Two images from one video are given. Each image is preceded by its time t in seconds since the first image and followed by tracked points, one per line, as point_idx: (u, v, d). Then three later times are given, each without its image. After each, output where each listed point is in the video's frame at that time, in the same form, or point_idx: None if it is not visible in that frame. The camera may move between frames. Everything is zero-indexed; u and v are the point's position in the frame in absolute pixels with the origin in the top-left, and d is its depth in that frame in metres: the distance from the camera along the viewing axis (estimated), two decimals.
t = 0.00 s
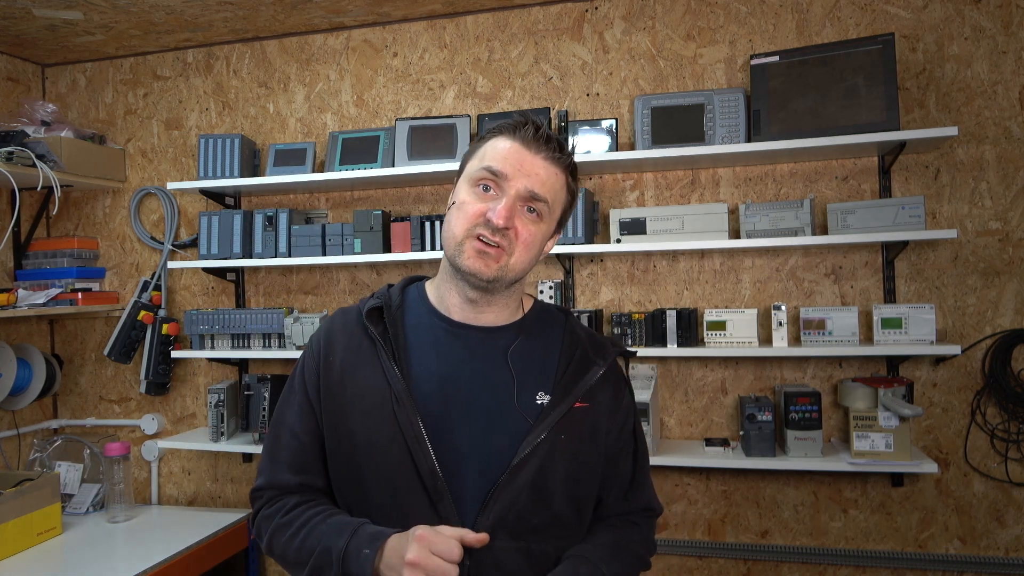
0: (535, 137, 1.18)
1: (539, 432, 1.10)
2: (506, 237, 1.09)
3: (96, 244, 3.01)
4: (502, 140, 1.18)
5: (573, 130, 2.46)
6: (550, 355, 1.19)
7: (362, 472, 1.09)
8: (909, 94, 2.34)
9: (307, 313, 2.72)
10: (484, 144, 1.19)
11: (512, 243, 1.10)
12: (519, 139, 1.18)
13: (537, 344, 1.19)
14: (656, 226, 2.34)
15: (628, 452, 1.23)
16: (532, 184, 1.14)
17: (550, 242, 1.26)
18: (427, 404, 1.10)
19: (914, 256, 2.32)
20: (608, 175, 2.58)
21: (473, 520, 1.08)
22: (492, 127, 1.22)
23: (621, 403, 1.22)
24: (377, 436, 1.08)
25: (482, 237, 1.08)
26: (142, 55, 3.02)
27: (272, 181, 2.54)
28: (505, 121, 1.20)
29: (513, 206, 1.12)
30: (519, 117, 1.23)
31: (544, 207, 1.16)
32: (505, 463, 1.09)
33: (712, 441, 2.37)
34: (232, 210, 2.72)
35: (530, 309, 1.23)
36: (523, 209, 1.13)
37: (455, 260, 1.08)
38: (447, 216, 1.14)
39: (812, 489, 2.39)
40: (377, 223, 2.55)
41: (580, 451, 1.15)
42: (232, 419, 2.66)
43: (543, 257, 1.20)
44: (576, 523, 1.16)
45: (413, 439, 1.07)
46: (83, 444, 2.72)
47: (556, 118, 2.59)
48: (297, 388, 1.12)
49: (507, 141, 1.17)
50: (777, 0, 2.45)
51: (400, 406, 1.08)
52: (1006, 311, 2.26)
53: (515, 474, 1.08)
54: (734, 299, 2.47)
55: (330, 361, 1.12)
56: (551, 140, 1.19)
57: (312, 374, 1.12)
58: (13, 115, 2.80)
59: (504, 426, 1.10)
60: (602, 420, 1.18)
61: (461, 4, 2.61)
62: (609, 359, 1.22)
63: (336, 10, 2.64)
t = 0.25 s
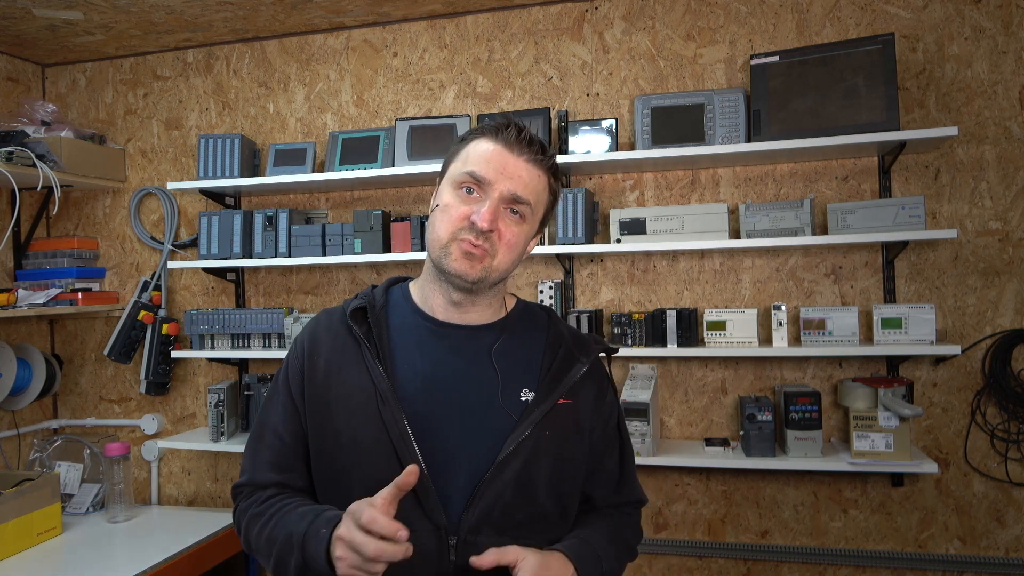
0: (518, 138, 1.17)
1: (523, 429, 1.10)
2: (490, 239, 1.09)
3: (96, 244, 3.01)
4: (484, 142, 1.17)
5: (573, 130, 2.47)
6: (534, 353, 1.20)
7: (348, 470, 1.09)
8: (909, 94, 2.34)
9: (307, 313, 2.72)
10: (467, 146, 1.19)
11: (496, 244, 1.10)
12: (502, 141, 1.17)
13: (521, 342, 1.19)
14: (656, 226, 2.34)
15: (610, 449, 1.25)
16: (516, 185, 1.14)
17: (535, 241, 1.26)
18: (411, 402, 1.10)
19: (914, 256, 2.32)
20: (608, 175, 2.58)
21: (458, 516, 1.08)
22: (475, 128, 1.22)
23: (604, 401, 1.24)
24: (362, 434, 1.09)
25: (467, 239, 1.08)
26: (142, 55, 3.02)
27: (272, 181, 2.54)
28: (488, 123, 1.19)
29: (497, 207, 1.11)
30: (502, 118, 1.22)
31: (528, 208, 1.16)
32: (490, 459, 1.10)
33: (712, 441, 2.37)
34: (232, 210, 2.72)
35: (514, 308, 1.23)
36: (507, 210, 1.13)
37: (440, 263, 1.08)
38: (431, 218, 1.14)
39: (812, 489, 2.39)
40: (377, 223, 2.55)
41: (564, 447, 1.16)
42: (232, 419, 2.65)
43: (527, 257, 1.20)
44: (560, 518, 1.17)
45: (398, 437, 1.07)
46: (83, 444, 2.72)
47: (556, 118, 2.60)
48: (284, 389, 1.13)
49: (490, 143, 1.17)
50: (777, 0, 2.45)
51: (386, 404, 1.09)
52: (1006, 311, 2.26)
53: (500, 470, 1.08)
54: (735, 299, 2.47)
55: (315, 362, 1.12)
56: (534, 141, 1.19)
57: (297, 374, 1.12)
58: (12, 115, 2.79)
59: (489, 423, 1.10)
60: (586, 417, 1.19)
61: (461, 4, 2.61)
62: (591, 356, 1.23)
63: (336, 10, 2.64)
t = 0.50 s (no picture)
0: (495, 138, 1.20)
1: (503, 425, 1.10)
2: (471, 233, 1.10)
3: (96, 244, 3.01)
4: (462, 142, 1.20)
5: (573, 130, 2.47)
6: (514, 351, 1.20)
7: (329, 470, 1.08)
8: (909, 94, 2.34)
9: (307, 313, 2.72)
10: (445, 147, 1.21)
11: (477, 239, 1.11)
12: (481, 141, 1.20)
13: (501, 340, 1.19)
14: (656, 226, 2.34)
15: (590, 443, 1.24)
16: (494, 182, 1.16)
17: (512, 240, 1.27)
18: (393, 403, 1.10)
19: (914, 256, 2.32)
20: (609, 175, 2.58)
21: (441, 514, 1.08)
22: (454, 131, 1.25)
23: (582, 395, 1.23)
24: (343, 434, 1.08)
25: (448, 233, 1.09)
26: (142, 55, 3.02)
27: (272, 181, 2.54)
28: (465, 124, 1.22)
29: (477, 203, 1.13)
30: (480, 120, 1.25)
31: (506, 205, 1.18)
32: (471, 457, 1.10)
33: (712, 441, 2.37)
34: (232, 210, 2.72)
35: (493, 307, 1.24)
36: (486, 206, 1.15)
37: (421, 257, 1.09)
38: (411, 215, 1.15)
39: (812, 489, 2.39)
40: (377, 223, 2.55)
41: (545, 443, 1.16)
42: (232, 419, 2.66)
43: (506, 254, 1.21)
44: (542, 514, 1.17)
45: (380, 437, 1.07)
46: (83, 444, 2.72)
47: (556, 118, 2.60)
48: (264, 392, 1.12)
49: (469, 143, 1.19)
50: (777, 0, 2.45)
51: (366, 405, 1.08)
52: (1006, 311, 2.26)
53: (481, 467, 1.08)
54: (735, 299, 2.47)
55: (295, 364, 1.12)
56: (511, 141, 1.21)
57: (278, 377, 1.12)
58: (12, 115, 2.79)
59: (469, 421, 1.10)
60: (565, 413, 1.19)
61: (461, 4, 2.61)
62: (569, 352, 1.23)
63: (336, 10, 2.64)
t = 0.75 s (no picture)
0: (460, 138, 1.27)
1: (481, 418, 1.16)
2: (443, 234, 1.18)
3: (96, 244, 3.01)
4: (429, 144, 1.26)
5: (573, 130, 2.47)
6: (489, 347, 1.26)
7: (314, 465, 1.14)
8: (909, 94, 2.33)
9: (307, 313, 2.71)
10: (412, 151, 1.28)
11: (449, 238, 1.19)
12: (447, 143, 1.27)
13: (477, 336, 1.26)
14: (656, 226, 2.34)
15: (575, 429, 1.29)
16: (462, 182, 1.23)
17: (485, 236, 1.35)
18: (374, 400, 1.16)
19: (914, 256, 2.32)
20: (609, 175, 2.58)
21: (423, 505, 1.14)
22: (420, 135, 1.31)
23: (560, 386, 1.29)
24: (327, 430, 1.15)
25: (421, 235, 1.17)
26: (142, 55, 3.02)
27: (272, 181, 2.54)
28: (431, 127, 1.29)
29: (446, 204, 1.21)
30: (444, 123, 1.32)
31: (475, 204, 1.25)
32: (450, 450, 1.15)
33: (712, 441, 2.37)
34: (231, 210, 2.72)
35: (469, 303, 1.31)
36: (456, 206, 1.22)
37: (396, 259, 1.17)
38: (384, 219, 1.22)
39: (812, 489, 2.39)
40: (377, 223, 2.54)
41: (521, 433, 1.22)
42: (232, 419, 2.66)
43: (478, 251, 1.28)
44: (523, 501, 1.22)
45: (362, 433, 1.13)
46: (83, 444, 2.71)
47: (556, 118, 2.60)
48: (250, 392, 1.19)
49: (434, 146, 1.26)
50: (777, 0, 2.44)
51: (349, 401, 1.15)
52: (1006, 311, 2.25)
53: (460, 458, 1.14)
54: (735, 299, 2.47)
55: (277, 365, 1.19)
56: (476, 140, 1.28)
57: (262, 377, 1.18)
58: (12, 115, 2.79)
59: (447, 415, 1.16)
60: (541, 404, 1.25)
61: (461, 4, 2.61)
62: (545, 345, 1.29)
63: (336, 10, 2.64)
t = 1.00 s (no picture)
0: (421, 137, 1.25)
1: (462, 414, 1.16)
2: (420, 235, 1.17)
3: (96, 244, 3.01)
4: (390, 147, 1.24)
5: (573, 130, 2.47)
6: (468, 345, 1.26)
7: (295, 465, 1.14)
8: (909, 94, 2.34)
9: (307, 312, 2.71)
10: (373, 155, 1.26)
11: (426, 238, 1.18)
12: (410, 142, 1.25)
13: (455, 335, 1.26)
14: (656, 226, 2.34)
15: (548, 426, 1.32)
16: (430, 181, 1.22)
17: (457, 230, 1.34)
18: (354, 399, 1.16)
19: (914, 256, 2.32)
20: (609, 174, 2.58)
21: (405, 502, 1.14)
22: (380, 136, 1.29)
23: (537, 381, 1.32)
24: (308, 431, 1.15)
25: (398, 239, 1.16)
26: (142, 55, 3.02)
27: (272, 181, 2.54)
28: (389, 130, 1.26)
29: (418, 205, 1.20)
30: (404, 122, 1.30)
31: (445, 200, 1.24)
32: (431, 447, 1.15)
33: (712, 441, 2.37)
34: (231, 210, 2.72)
35: (447, 304, 1.31)
36: (427, 206, 1.21)
37: (378, 266, 1.16)
38: (357, 228, 1.21)
39: (812, 489, 2.39)
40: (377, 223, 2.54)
41: (501, 429, 1.22)
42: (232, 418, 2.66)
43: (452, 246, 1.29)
44: (505, 497, 1.22)
45: (343, 432, 1.13)
46: (83, 444, 2.71)
47: (556, 118, 2.60)
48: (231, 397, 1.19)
49: (398, 147, 1.24)
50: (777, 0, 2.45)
51: (329, 402, 1.14)
52: (1006, 311, 2.26)
53: (441, 455, 1.14)
54: (735, 299, 2.47)
55: (257, 369, 1.18)
56: (437, 137, 1.27)
57: (243, 381, 1.19)
58: (12, 115, 2.79)
59: (427, 412, 1.17)
60: (521, 400, 1.26)
61: (461, 4, 2.61)
62: (523, 343, 1.29)
63: (336, 10, 2.63)
